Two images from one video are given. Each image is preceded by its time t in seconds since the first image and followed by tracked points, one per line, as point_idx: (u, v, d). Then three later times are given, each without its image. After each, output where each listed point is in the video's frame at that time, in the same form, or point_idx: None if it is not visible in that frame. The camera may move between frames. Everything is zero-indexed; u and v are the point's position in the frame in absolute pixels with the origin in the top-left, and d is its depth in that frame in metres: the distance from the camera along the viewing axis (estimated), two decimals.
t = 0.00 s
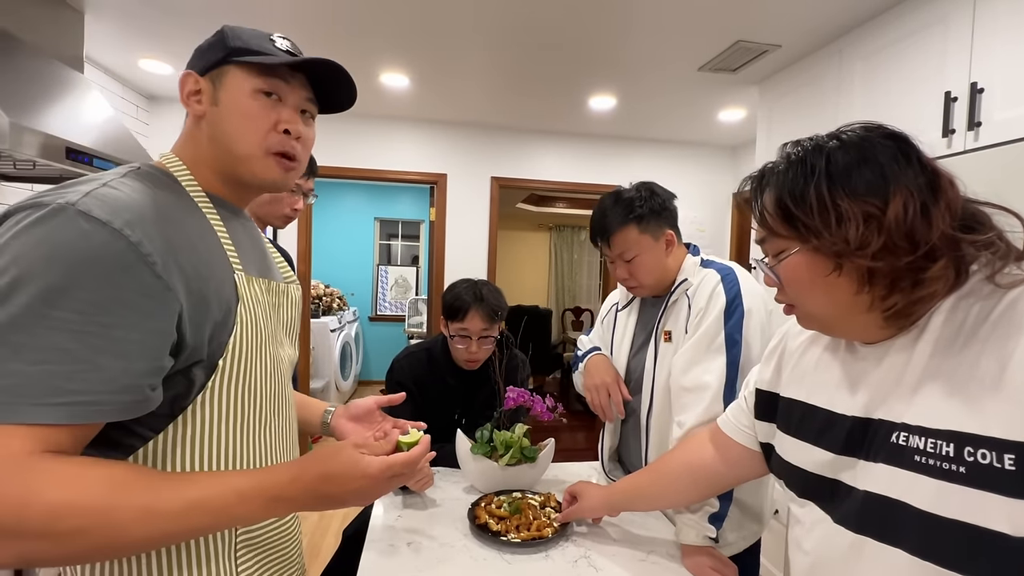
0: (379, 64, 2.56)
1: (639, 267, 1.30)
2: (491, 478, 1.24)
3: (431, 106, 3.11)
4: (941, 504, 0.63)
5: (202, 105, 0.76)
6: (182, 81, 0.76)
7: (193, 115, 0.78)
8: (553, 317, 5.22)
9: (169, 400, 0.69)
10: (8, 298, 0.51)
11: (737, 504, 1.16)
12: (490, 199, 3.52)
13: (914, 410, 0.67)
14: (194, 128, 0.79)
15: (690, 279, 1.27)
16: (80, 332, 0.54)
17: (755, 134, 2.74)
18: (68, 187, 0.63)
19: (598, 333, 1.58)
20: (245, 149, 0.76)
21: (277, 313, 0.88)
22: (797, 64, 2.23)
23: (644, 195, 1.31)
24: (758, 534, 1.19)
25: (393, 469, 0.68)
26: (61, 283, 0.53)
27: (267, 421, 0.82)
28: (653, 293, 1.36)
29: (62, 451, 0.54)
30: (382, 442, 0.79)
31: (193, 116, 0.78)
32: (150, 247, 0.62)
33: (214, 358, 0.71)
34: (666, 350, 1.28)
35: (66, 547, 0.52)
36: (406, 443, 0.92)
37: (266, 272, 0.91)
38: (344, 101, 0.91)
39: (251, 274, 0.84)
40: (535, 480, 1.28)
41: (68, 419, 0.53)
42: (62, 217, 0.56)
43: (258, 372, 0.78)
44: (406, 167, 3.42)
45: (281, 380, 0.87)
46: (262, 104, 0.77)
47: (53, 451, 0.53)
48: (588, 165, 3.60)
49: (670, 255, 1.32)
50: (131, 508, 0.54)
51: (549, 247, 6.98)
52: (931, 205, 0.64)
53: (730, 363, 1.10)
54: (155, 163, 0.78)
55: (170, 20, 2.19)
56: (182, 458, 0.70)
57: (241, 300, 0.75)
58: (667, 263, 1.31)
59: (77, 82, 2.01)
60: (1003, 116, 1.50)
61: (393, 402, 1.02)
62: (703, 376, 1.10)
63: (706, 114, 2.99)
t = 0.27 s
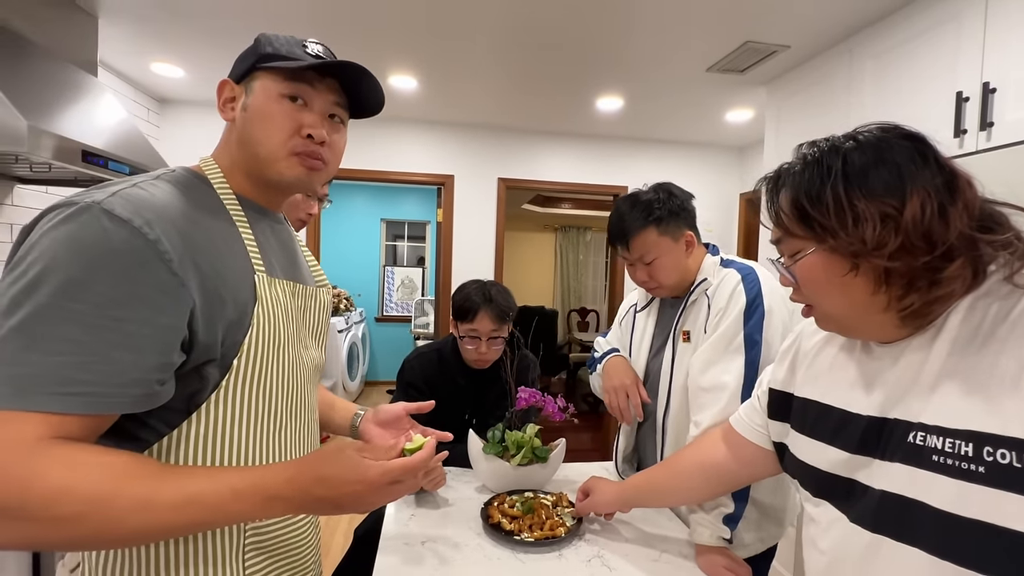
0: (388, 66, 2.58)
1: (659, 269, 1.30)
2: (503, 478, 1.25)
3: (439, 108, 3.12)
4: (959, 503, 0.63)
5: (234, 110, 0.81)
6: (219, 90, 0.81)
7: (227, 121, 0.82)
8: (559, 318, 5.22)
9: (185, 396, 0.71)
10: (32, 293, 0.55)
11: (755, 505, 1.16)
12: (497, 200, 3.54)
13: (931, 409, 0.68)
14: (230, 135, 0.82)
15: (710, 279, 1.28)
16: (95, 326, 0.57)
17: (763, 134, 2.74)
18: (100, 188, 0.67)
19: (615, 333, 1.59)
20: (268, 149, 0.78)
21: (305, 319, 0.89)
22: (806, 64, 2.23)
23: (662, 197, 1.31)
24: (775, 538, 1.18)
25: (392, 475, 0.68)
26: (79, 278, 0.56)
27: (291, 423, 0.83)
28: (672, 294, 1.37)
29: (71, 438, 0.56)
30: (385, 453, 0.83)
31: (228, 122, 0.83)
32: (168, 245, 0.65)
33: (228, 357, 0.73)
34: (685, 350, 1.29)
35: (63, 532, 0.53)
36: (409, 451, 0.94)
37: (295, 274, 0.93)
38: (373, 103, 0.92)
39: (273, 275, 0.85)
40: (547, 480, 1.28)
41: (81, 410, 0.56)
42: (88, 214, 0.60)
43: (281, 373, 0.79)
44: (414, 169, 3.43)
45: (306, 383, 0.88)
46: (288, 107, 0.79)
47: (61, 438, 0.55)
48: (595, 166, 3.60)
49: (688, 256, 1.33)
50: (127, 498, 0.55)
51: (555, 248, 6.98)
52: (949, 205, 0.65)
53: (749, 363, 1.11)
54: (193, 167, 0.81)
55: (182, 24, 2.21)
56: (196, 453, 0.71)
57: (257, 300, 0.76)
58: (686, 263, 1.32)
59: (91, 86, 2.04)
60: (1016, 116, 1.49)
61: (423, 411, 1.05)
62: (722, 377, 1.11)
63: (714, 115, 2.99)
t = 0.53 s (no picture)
0: (396, 65, 2.59)
1: (682, 261, 1.31)
2: (514, 473, 1.26)
3: (446, 106, 3.13)
4: (974, 496, 0.64)
5: (261, 112, 0.83)
6: (247, 93, 0.83)
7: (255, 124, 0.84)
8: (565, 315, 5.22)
9: (204, 392, 0.72)
10: (59, 288, 0.57)
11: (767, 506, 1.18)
12: (504, 198, 3.54)
13: (947, 403, 0.68)
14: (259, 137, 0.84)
15: (730, 275, 1.29)
16: (116, 320, 0.58)
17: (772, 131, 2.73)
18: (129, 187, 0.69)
19: (639, 325, 1.60)
20: (297, 149, 0.80)
21: (324, 319, 0.91)
22: (815, 61, 2.22)
23: (690, 188, 1.32)
24: (791, 543, 1.19)
25: (398, 480, 0.66)
26: (102, 273, 0.58)
27: (306, 419, 0.84)
28: (695, 286, 1.38)
29: (88, 429, 0.57)
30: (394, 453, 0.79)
31: (255, 124, 0.84)
32: (187, 244, 0.67)
33: (245, 355, 0.74)
34: (703, 345, 1.30)
35: (75, 521, 0.54)
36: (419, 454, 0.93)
37: (319, 272, 0.95)
38: (394, 102, 0.93)
39: (292, 275, 0.86)
40: (558, 475, 1.30)
41: (99, 402, 0.57)
42: (112, 213, 0.62)
43: (298, 369, 0.81)
44: (421, 167, 3.45)
45: (324, 382, 0.90)
46: (313, 107, 0.81)
47: (77, 429, 0.56)
48: (602, 163, 3.60)
49: (713, 249, 1.33)
50: (135, 490, 0.55)
51: (561, 245, 6.98)
52: (973, 200, 0.66)
53: (765, 361, 1.12)
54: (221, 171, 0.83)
55: (193, 25, 2.24)
56: (216, 448, 0.73)
57: (274, 298, 0.78)
58: (710, 256, 1.33)
59: (105, 87, 2.07)
60: None
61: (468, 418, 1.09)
62: (736, 375, 1.12)
63: (722, 111, 2.98)
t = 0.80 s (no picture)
0: (405, 71, 2.64)
1: (693, 261, 1.34)
2: (525, 471, 1.29)
3: (455, 110, 3.18)
4: (970, 487, 0.66)
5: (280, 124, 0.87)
6: (268, 108, 0.88)
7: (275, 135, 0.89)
8: (572, 316, 5.25)
9: (234, 387, 0.76)
10: (106, 288, 0.61)
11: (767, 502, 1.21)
12: (512, 200, 3.58)
13: (944, 399, 0.71)
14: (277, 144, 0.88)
15: (738, 279, 1.32)
16: (157, 317, 0.62)
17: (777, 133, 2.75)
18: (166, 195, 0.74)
19: (646, 323, 1.64)
20: (311, 154, 0.84)
21: (344, 320, 0.95)
22: (820, 63, 2.24)
23: (703, 191, 1.35)
24: (786, 538, 1.23)
25: (423, 461, 0.68)
26: (144, 274, 0.62)
27: (327, 413, 0.87)
28: (702, 287, 1.41)
29: (138, 417, 0.61)
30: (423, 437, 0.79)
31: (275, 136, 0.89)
32: (220, 246, 0.71)
33: (271, 353, 0.77)
34: (709, 346, 1.33)
35: (125, 501, 0.57)
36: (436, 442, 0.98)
37: (340, 277, 0.98)
38: (402, 104, 0.95)
39: (314, 277, 0.89)
40: (568, 472, 1.33)
41: (145, 392, 0.61)
42: (152, 219, 0.66)
43: (319, 368, 0.84)
44: (430, 170, 3.49)
45: (344, 380, 0.93)
46: (324, 113, 0.84)
47: (129, 416, 0.60)
48: (608, 165, 3.63)
49: (723, 251, 1.36)
50: (179, 471, 0.58)
51: (567, 246, 7.01)
52: (970, 203, 0.68)
53: (772, 362, 1.15)
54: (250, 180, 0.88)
55: (209, 34, 2.29)
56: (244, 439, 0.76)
57: (298, 300, 0.80)
58: (720, 258, 1.36)
59: (125, 96, 2.13)
60: None
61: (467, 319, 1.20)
62: (743, 375, 1.15)
63: (728, 113, 3.00)
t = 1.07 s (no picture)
0: (413, 77, 2.69)
1: (697, 262, 1.38)
2: (532, 467, 1.33)
3: (461, 114, 3.23)
4: (956, 477, 0.70)
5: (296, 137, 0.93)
6: (285, 123, 0.94)
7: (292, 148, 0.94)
8: (577, 316, 5.29)
9: (252, 385, 0.80)
10: (138, 294, 0.66)
11: (767, 497, 1.25)
12: (517, 202, 3.62)
13: (935, 394, 0.74)
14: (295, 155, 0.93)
15: (739, 281, 1.35)
16: (183, 321, 0.67)
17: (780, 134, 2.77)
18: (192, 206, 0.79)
19: (648, 322, 1.68)
20: (323, 163, 0.88)
21: (358, 321, 0.99)
22: (822, 65, 2.27)
23: (709, 195, 1.38)
24: (783, 530, 1.28)
25: (428, 444, 0.72)
26: (172, 281, 0.67)
27: (345, 411, 0.90)
28: (705, 288, 1.44)
29: (168, 409, 0.66)
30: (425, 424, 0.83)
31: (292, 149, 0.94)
32: (240, 254, 0.75)
33: (287, 352, 0.80)
34: (711, 346, 1.36)
35: (159, 486, 0.62)
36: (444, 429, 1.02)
37: (354, 280, 1.02)
38: (409, 112, 0.99)
39: (329, 280, 0.93)
40: (574, 468, 1.37)
41: (172, 389, 0.66)
42: (179, 229, 0.71)
43: (336, 367, 0.87)
44: (436, 173, 3.54)
45: (359, 380, 0.97)
46: (335, 123, 0.88)
47: (160, 409, 0.65)
48: (613, 166, 3.66)
49: (727, 253, 1.40)
50: (206, 458, 0.62)
51: (573, 247, 7.04)
52: (968, 208, 0.70)
53: (773, 363, 1.18)
54: (269, 191, 0.92)
55: (222, 43, 2.35)
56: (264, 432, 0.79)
57: (312, 301, 0.83)
58: (723, 260, 1.39)
59: (142, 104, 2.19)
60: None
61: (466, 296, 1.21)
62: (745, 375, 1.18)
63: (731, 114, 3.03)
